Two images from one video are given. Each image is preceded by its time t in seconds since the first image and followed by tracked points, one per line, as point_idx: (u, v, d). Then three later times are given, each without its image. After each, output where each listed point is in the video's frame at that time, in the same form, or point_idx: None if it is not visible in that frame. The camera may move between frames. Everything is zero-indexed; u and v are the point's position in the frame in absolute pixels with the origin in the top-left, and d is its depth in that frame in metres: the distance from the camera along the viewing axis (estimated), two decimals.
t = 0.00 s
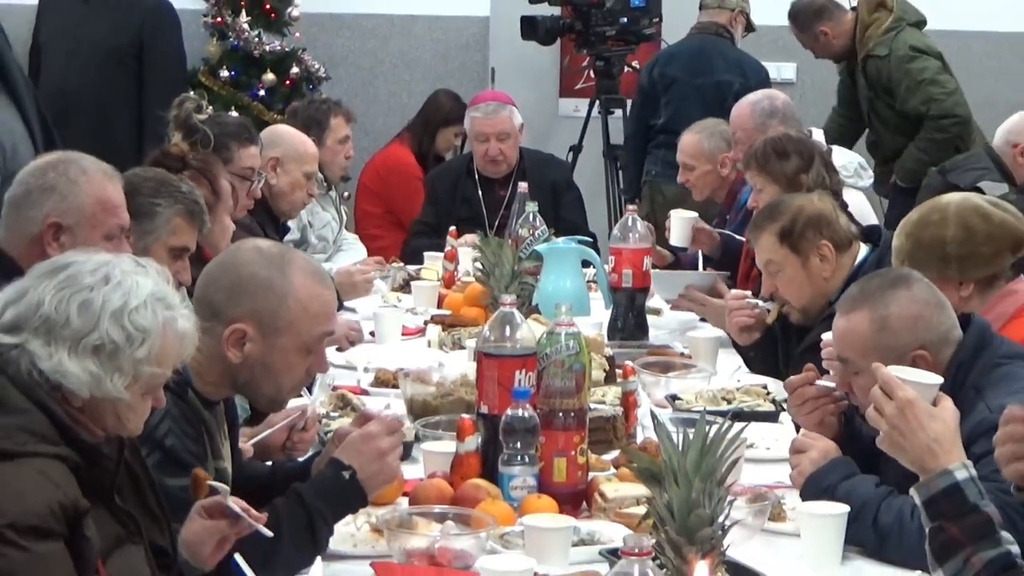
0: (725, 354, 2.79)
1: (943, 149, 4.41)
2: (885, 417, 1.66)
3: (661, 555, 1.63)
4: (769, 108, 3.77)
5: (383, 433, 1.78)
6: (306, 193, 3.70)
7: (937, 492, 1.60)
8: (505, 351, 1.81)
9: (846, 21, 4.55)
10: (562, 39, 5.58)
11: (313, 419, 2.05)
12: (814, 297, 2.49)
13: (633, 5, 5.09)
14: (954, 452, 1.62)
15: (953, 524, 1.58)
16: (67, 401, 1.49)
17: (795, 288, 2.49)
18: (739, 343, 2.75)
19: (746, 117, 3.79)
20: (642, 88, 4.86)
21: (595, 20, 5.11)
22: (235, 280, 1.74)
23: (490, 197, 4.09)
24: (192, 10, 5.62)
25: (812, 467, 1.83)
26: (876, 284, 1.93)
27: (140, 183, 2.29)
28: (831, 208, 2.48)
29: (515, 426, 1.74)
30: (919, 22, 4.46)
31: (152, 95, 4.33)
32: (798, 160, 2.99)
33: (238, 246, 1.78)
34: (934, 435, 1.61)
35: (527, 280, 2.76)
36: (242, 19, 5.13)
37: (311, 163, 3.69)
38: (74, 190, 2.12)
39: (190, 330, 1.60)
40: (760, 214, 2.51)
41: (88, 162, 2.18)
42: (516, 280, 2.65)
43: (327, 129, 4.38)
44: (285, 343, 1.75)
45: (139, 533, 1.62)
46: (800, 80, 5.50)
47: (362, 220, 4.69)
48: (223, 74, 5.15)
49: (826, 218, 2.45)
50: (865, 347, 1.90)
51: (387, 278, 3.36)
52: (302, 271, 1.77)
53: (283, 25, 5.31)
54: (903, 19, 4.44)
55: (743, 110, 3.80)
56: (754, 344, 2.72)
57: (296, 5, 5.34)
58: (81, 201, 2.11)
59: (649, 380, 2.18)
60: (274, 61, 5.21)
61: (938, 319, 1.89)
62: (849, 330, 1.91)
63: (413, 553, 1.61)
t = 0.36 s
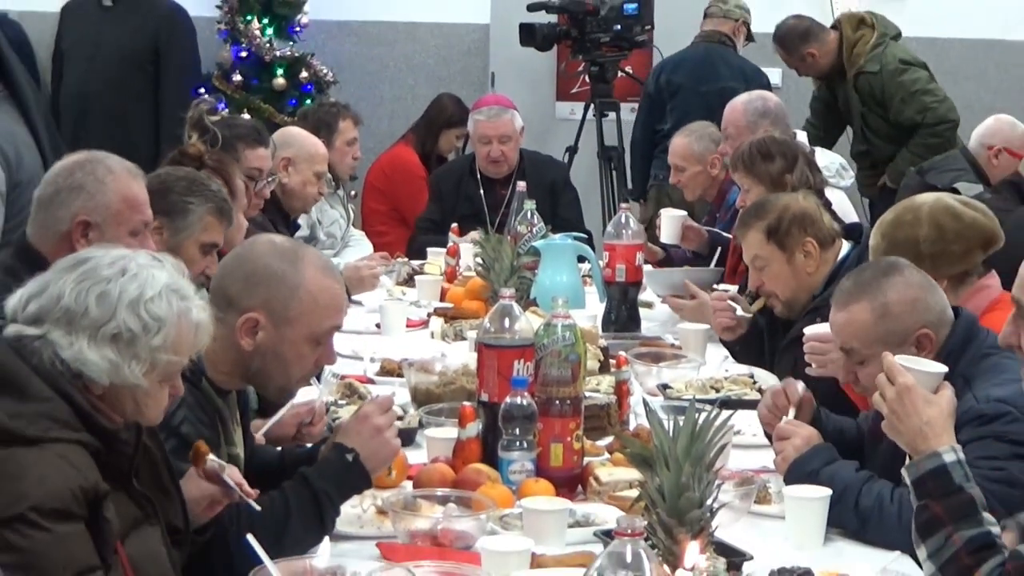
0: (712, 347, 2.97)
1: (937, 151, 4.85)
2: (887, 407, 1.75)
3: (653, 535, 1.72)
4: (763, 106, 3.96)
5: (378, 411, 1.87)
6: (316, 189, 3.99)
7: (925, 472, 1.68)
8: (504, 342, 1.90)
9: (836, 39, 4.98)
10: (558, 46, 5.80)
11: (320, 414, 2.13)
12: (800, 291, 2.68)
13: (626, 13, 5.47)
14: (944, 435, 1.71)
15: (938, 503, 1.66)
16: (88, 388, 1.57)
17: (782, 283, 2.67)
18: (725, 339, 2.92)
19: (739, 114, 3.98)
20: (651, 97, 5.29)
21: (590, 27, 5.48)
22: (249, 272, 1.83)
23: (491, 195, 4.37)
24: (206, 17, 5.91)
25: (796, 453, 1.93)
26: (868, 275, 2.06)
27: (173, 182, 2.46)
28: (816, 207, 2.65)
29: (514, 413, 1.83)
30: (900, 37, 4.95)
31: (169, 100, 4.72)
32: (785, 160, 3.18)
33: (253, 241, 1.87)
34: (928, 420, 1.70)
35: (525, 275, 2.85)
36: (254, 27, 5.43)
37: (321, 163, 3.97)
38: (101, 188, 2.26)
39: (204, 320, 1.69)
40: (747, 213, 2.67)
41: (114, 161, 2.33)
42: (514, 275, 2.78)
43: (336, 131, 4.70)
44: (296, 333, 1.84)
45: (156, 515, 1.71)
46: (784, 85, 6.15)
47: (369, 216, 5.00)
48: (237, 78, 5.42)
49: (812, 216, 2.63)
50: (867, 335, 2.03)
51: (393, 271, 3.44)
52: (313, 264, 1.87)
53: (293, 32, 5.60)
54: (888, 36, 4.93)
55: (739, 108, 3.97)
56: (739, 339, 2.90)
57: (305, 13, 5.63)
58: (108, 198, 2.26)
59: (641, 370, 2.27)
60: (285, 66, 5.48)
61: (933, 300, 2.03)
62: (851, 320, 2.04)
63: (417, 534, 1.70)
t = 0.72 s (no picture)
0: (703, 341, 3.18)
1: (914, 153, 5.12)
2: (901, 387, 1.97)
3: (646, 521, 1.79)
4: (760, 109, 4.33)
5: (389, 406, 1.97)
6: (325, 191, 4.11)
7: (922, 455, 1.86)
8: (505, 336, 2.00)
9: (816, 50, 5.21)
10: (556, 55, 5.95)
11: (325, 403, 2.23)
12: (783, 290, 2.93)
13: (620, 23, 5.63)
14: (945, 421, 1.90)
15: (930, 485, 1.83)
16: (112, 380, 1.68)
17: (767, 286, 2.92)
18: (716, 333, 3.15)
19: (733, 118, 4.33)
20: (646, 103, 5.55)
21: (585, 37, 5.60)
22: (262, 269, 1.92)
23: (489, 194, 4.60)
24: (221, 25, 6.14)
25: (782, 443, 2.04)
26: (887, 260, 2.21)
27: (201, 186, 2.59)
28: (795, 211, 2.89)
29: (513, 404, 1.94)
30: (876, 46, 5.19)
31: (185, 104, 5.35)
32: (769, 164, 3.49)
33: (268, 240, 1.96)
34: (931, 406, 1.91)
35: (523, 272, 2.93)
36: (266, 36, 5.61)
37: (330, 165, 4.09)
38: (114, 190, 2.34)
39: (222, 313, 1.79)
40: (730, 219, 2.92)
41: (123, 164, 2.40)
42: (514, 272, 2.86)
43: (345, 136, 4.86)
44: (305, 329, 1.92)
45: (174, 501, 1.81)
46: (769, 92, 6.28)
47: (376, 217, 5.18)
48: (249, 85, 5.62)
49: (792, 222, 2.86)
50: (879, 316, 2.19)
51: (396, 269, 3.54)
52: (324, 263, 1.94)
53: (303, 41, 5.77)
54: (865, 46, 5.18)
55: (737, 110, 4.33)
56: (730, 333, 3.13)
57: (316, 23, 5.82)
58: (119, 198, 2.34)
59: (635, 362, 2.37)
60: (295, 72, 5.67)
61: (944, 290, 2.19)
62: (864, 302, 2.20)
63: (421, 519, 1.79)
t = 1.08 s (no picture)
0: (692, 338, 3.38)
1: (890, 160, 5.47)
2: (891, 380, 2.09)
3: (639, 508, 1.89)
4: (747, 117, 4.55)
5: (411, 412, 2.05)
6: (336, 195, 4.28)
7: (907, 444, 1.98)
8: (506, 332, 2.11)
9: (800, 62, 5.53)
10: (555, 66, 6.36)
11: (337, 397, 2.32)
12: (765, 293, 3.11)
13: (614, 36, 5.89)
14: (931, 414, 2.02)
15: (911, 474, 1.94)
16: (139, 376, 1.81)
17: (751, 290, 3.11)
18: (704, 331, 3.34)
19: (724, 126, 4.55)
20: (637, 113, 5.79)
21: (582, 49, 5.87)
22: (275, 273, 2.03)
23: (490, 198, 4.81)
24: (237, 38, 6.41)
25: (767, 434, 2.17)
26: (883, 255, 2.30)
27: (226, 190, 2.71)
28: (773, 219, 3.07)
29: (514, 397, 2.04)
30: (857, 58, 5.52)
31: (203, 116, 5.67)
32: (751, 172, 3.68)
33: (280, 244, 2.07)
34: (916, 399, 2.02)
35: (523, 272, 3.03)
36: (280, 48, 5.96)
37: (341, 169, 4.26)
38: (130, 193, 2.45)
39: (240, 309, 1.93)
40: (713, 228, 3.11)
41: (140, 169, 2.52)
42: (515, 272, 2.97)
43: (353, 142, 5.03)
44: (316, 328, 2.03)
45: (195, 489, 1.93)
46: (756, 100, 6.54)
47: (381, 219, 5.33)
48: (264, 94, 5.92)
49: (772, 229, 3.04)
50: (871, 308, 2.27)
51: (403, 268, 3.66)
52: (334, 266, 2.06)
53: (315, 52, 6.10)
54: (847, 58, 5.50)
55: (725, 121, 4.55)
56: (717, 332, 3.32)
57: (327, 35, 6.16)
58: (137, 201, 2.45)
59: (628, 358, 2.50)
60: (307, 82, 5.99)
61: (935, 286, 2.27)
62: (859, 293, 2.28)
63: (426, 505, 1.89)
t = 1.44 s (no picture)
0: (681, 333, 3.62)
1: (868, 159, 5.93)
2: (880, 368, 2.22)
3: (633, 492, 1.99)
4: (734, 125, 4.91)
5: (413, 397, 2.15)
6: (344, 194, 4.64)
7: (891, 431, 2.09)
8: (507, 325, 2.24)
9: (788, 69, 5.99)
10: (552, 74, 7.01)
11: (346, 386, 2.45)
12: (746, 293, 3.36)
13: (609, 45, 6.32)
14: (915, 403, 2.15)
15: (896, 460, 2.05)
16: (163, 368, 1.94)
17: (733, 290, 3.36)
18: (694, 327, 3.61)
19: (714, 134, 4.86)
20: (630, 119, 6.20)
21: (579, 58, 6.30)
22: (291, 275, 2.14)
23: (493, 200, 5.25)
24: (253, 47, 6.94)
25: (753, 424, 2.29)
26: (871, 253, 2.40)
27: (241, 189, 2.90)
28: (751, 223, 3.32)
29: (514, 386, 2.17)
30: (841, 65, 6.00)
31: (220, 121, 5.97)
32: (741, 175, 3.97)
33: (295, 247, 2.17)
34: (902, 388, 2.15)
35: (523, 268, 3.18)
36: (292, 56, 6.46)
37: (349, 171, 4.61)
38: (152, 194, 2.58)
39: (257, 303, 2.06)
40: (697, 234, 3.36)
41: (160, 170, 2.65)
42: (515, 269, 3.10)
43: (362, 145, 5.43)
44: (331, 328, 2.14)
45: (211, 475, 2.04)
46: (744, 106, 7.20)
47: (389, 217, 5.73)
48: (275, 99, 6.48)
49: (751, 234, 3.30)
50: (858, 303, 2.37)
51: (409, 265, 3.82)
52: (345, 268, 2.15)
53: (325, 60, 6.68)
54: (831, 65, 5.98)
55: (714, 130, 4.86)
56: (705, 327, 3.57)
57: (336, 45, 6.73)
58: (158, 201, 2.58)
59: (622, 350, 2.63)
60: (318, 88, 6.53)
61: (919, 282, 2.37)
62: (846, 288, 2.38)
63: (430, 489, 2.00)
